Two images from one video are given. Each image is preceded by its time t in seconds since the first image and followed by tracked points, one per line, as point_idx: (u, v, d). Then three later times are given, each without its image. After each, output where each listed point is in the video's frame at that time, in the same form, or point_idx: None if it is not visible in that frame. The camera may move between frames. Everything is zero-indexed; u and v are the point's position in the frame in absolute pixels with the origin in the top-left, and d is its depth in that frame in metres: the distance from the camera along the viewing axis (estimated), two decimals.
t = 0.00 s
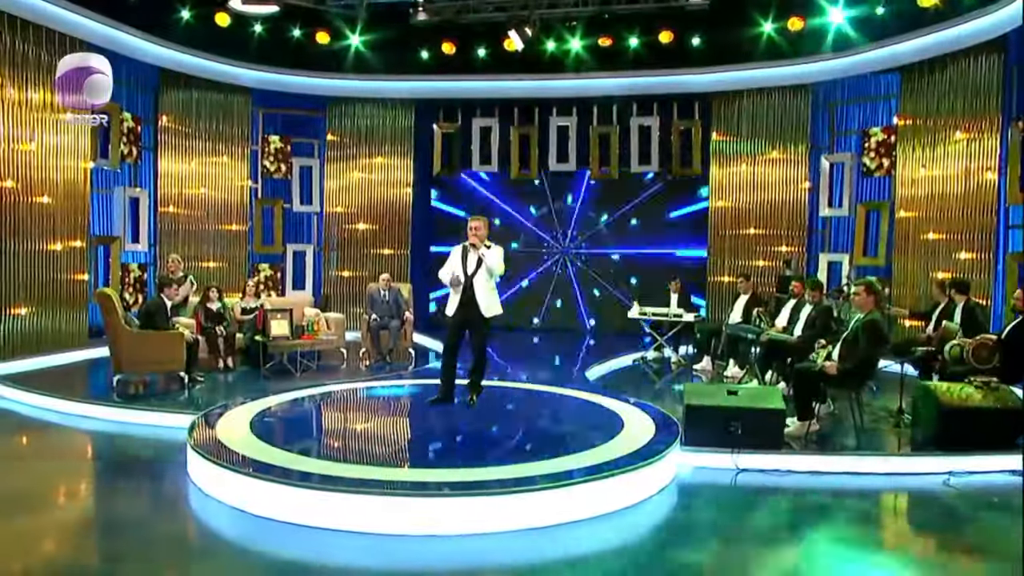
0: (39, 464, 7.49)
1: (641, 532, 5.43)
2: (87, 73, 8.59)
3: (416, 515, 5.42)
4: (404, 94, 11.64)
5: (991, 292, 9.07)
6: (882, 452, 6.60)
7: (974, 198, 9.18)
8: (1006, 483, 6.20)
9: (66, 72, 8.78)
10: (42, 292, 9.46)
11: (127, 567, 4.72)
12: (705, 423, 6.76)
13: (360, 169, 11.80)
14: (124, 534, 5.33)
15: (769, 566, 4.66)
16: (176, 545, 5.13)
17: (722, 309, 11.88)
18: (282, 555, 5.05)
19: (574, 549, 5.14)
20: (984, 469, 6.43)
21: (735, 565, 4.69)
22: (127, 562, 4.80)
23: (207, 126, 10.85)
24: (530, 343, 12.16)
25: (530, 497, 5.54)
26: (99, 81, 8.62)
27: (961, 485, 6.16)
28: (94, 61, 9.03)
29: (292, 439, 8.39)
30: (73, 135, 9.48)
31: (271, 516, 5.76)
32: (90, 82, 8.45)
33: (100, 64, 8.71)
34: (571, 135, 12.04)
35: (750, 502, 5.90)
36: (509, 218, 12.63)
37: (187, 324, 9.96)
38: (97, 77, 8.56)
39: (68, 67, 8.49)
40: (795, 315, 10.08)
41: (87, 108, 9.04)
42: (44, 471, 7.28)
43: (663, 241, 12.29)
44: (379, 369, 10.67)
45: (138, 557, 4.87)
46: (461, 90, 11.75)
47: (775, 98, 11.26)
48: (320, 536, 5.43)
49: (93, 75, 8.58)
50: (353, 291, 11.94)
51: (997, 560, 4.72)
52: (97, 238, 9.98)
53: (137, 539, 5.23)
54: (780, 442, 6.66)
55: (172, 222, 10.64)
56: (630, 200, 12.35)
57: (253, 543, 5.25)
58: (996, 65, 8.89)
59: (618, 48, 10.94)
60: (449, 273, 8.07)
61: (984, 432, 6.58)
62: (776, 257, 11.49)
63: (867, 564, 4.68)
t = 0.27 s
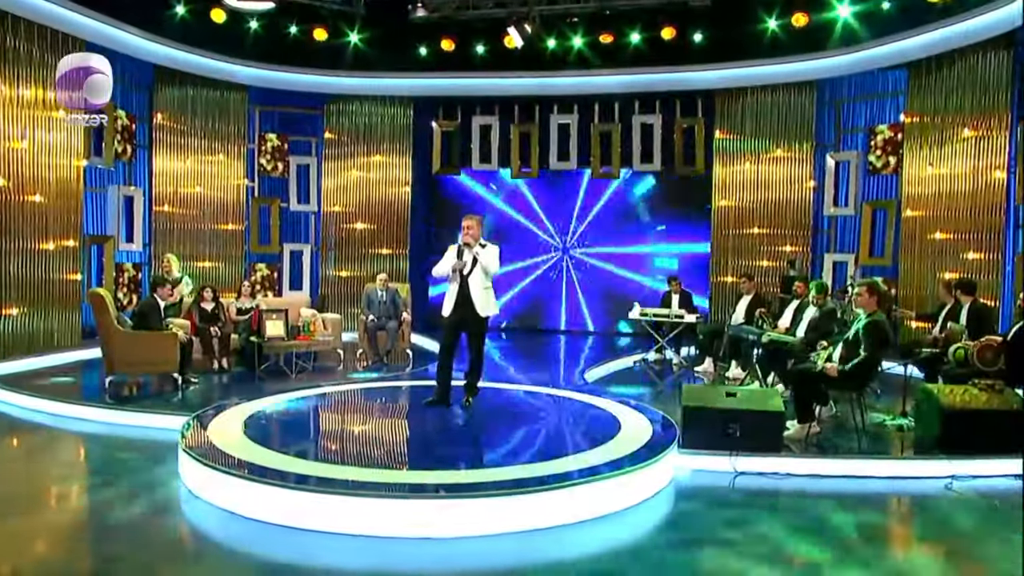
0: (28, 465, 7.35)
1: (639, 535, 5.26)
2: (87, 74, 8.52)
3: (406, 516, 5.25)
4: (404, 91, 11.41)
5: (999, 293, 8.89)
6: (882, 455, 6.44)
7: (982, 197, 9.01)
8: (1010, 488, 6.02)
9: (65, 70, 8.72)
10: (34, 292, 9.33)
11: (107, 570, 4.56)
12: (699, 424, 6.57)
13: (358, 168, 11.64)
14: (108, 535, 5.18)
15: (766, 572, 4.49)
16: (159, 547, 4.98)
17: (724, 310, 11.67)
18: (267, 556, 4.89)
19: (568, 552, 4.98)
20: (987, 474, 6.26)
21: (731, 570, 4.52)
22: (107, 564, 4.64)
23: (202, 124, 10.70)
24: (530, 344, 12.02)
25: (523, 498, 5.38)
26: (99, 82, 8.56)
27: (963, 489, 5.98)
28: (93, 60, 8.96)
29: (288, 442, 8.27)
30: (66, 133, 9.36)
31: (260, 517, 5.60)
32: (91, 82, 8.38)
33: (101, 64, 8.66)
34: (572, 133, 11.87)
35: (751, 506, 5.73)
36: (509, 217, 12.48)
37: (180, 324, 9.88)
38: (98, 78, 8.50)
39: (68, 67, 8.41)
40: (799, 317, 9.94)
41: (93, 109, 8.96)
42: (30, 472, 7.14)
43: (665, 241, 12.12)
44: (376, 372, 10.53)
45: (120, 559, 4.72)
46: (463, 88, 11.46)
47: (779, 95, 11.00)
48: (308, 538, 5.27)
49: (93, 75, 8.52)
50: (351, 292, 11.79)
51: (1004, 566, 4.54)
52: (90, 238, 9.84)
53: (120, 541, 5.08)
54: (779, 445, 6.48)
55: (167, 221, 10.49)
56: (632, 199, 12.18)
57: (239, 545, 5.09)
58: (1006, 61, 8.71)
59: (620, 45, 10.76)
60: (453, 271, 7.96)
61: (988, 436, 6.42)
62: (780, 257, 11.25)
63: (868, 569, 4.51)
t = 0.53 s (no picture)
0: (12, 467, 7.18)
1: (634, 538, 5.07)
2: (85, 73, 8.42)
3: (392, 518, 5.06)
4: (401, 87, 11.26)
5: (1009, 293, 8.67)
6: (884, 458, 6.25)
7: (992, 195, 8.78)
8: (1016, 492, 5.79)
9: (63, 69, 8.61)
10: (23, 292, 9.17)
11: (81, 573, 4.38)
12: (697, 426, 6.39)
13: (355, 166, 11.45)
14: (86, 538, 5.00)
15: None
16: (137, 549, 4.80)
17: (727, 310, 11.46)
18: (249, 559, 4.71)
19: (559, 555, 4.79)
20: (992, 478, 6.02)
21: None
22: (82, 568, 4.47)
23: (196, 121, 10.53)
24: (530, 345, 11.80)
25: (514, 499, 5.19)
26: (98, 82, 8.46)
27: (967, 494, 5.75)
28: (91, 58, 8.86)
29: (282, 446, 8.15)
30: (56, 129, 9.20)
31: (243, 519, 5.43)
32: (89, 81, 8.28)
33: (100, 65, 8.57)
34: (573, 131, 11.67)
35: (750, 509, 5.53)
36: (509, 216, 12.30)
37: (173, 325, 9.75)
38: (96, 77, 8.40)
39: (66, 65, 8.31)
40: (802, 319, 9.75)
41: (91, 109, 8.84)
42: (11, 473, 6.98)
43: (667, 240, 11.94)
44: (371, 373, 10.40)
45: (96, 562, 4.55)
46: (460, 85, 11.37)
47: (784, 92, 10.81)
48: (292, 540, 5.09)
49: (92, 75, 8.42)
50: (348, 292, 11.64)
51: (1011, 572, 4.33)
52: (81, 237, 9.67)
53: (97, 543, 4.90)
54: (779, 447, 6.24)
55: (160, 220, 10.31)
56: (634, 197, 12.00)
57: (220, 547, 4.92)
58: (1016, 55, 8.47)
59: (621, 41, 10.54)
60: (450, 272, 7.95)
61: (994, 441, 6.22)
62: (785, 257, 11.00)
63: None
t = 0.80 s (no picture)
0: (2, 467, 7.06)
1: (632, 544, 4.95)
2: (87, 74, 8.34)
3: (383, 520, 4.95)
4: (400, 83, 11.09)
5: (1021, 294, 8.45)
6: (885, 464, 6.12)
7: (1003, 194, 8.56)
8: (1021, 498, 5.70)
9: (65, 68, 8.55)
10: (13, 292, 8.99)
11: None
12: (697, 429, 6.32)
13: (353, 163, 11.24)
14: (70, 540, 4.88)
15: None
16: (121, 552, 4.68)
17: (732, 310, 11.23)
18: (237, 564, 4.58)
19: (554, 560, 4.68)
20: (996, 484, 5.95)
21: None
22: (65, 572, 4.32)
23: (191, 117, 10.34)
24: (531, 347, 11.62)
25: (508, 502, 5.08)
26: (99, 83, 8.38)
27: (972, 499, 5.66)
28: (93, 56, 8.78)
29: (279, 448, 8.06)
30: (47, 125, 9.02)
31: (233, 522, 5.30)
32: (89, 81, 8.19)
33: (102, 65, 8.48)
34: (575, 128, 11.47)
35: (751, 515, 5.42)
36: (510, 216, 12.08)
37: (166, 325, 9.57)
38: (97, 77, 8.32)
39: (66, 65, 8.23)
40: (808, 319, 9.58)
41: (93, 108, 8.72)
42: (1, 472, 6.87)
43: (671, 240, 11.68)
44: (370, 374, 10.30)
45: (78, 567, 4.40)
46: (460, 80, 11.17)
47: (790, 87, 10.50)
48: (282, 543, 4.96)
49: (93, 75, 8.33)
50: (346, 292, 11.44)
51: None
52: (73, 235, 9.49)
53: (81, 547, 4.75)
54: (779, 451, 6.19)
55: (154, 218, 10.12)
56: (637, 196, 11.75)
57: (208, 551, 4.78)
58: None
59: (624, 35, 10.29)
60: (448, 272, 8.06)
61: (1000, 445, 6.07)
62: (791, 257, 10.76)
63: None
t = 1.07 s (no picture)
0: None
1: (629, 548, 4.82)
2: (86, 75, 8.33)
3: (376, 522, 4.84)
4: (398, 79, 10.89)
5: None
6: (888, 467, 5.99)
7: (1014, 191, 8.37)
8: None
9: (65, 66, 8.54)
10: (4, 292, 8.83)
11: None
12: (696, 431, 6.25)
13: (352, 161, 11.07)
14: (54, 541, 4.77)
15: None
16: (107, 552, 4.56)
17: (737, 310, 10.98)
18: (223, 566, 4.44)
19: (549, 564, 4.56)
20: (1002, 488, 5.81)
21: None
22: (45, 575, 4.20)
23: (187, 113, 10.17)
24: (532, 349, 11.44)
25: (501, 505, 4.95)
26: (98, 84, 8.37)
27: (978, 504, 5.55)
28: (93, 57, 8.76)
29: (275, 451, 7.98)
30: (38, 121, 8.86)
31: (220, 524, 5.16)
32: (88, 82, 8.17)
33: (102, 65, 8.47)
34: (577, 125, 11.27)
35: (753, 520, 5.28)
36: (511, 215, 11.89)
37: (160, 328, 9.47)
38: (96, 78, 8.30)
39: (66, 66, 8.22)
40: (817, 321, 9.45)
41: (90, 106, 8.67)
42: None
43: (675, 239, 11.48)
44: (368, 377, 10.22)
45: (59, 569, 4.25)
46: (459, 76, 10.95)
47: (797, 83, 10.28)
48: (272, 544, 4.85)
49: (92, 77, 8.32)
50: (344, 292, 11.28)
51: None
52: (65, 235, 9.34)
53: (63, 550, 4.61)
54: (778, 454, 6.11)
55: (148, 216, 9.94)
56: (641, 194, 11.54)
57: (194, 554, 4.64)
58: None
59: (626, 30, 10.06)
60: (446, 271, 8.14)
61: (1003, 448, 5.93)
62: (797, 256, 10.53)
63: None
